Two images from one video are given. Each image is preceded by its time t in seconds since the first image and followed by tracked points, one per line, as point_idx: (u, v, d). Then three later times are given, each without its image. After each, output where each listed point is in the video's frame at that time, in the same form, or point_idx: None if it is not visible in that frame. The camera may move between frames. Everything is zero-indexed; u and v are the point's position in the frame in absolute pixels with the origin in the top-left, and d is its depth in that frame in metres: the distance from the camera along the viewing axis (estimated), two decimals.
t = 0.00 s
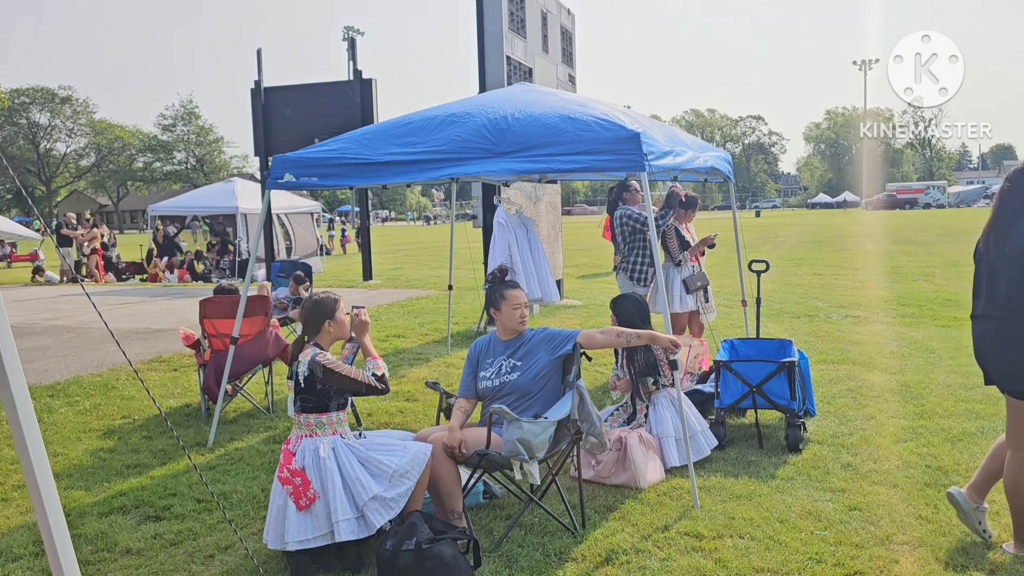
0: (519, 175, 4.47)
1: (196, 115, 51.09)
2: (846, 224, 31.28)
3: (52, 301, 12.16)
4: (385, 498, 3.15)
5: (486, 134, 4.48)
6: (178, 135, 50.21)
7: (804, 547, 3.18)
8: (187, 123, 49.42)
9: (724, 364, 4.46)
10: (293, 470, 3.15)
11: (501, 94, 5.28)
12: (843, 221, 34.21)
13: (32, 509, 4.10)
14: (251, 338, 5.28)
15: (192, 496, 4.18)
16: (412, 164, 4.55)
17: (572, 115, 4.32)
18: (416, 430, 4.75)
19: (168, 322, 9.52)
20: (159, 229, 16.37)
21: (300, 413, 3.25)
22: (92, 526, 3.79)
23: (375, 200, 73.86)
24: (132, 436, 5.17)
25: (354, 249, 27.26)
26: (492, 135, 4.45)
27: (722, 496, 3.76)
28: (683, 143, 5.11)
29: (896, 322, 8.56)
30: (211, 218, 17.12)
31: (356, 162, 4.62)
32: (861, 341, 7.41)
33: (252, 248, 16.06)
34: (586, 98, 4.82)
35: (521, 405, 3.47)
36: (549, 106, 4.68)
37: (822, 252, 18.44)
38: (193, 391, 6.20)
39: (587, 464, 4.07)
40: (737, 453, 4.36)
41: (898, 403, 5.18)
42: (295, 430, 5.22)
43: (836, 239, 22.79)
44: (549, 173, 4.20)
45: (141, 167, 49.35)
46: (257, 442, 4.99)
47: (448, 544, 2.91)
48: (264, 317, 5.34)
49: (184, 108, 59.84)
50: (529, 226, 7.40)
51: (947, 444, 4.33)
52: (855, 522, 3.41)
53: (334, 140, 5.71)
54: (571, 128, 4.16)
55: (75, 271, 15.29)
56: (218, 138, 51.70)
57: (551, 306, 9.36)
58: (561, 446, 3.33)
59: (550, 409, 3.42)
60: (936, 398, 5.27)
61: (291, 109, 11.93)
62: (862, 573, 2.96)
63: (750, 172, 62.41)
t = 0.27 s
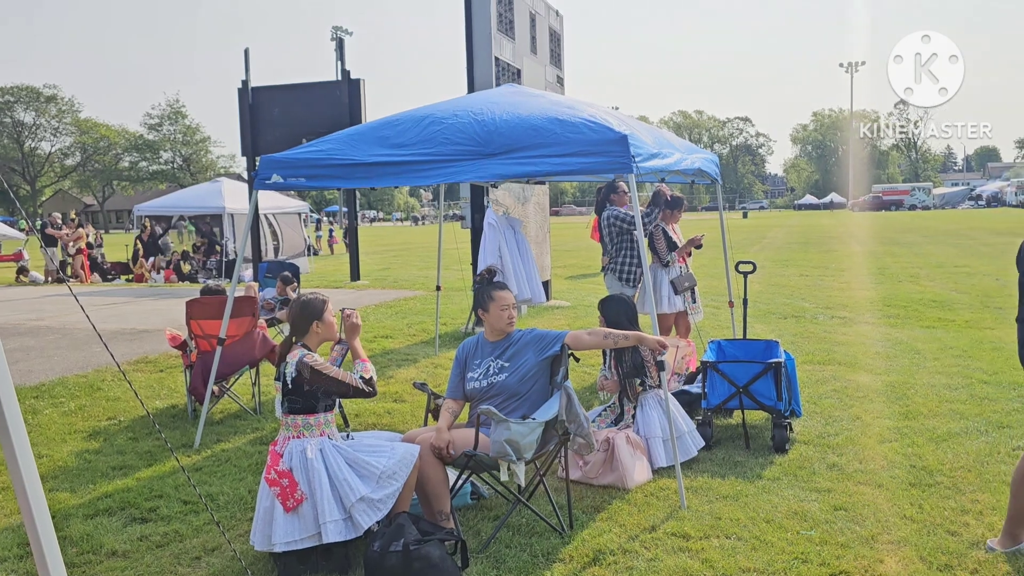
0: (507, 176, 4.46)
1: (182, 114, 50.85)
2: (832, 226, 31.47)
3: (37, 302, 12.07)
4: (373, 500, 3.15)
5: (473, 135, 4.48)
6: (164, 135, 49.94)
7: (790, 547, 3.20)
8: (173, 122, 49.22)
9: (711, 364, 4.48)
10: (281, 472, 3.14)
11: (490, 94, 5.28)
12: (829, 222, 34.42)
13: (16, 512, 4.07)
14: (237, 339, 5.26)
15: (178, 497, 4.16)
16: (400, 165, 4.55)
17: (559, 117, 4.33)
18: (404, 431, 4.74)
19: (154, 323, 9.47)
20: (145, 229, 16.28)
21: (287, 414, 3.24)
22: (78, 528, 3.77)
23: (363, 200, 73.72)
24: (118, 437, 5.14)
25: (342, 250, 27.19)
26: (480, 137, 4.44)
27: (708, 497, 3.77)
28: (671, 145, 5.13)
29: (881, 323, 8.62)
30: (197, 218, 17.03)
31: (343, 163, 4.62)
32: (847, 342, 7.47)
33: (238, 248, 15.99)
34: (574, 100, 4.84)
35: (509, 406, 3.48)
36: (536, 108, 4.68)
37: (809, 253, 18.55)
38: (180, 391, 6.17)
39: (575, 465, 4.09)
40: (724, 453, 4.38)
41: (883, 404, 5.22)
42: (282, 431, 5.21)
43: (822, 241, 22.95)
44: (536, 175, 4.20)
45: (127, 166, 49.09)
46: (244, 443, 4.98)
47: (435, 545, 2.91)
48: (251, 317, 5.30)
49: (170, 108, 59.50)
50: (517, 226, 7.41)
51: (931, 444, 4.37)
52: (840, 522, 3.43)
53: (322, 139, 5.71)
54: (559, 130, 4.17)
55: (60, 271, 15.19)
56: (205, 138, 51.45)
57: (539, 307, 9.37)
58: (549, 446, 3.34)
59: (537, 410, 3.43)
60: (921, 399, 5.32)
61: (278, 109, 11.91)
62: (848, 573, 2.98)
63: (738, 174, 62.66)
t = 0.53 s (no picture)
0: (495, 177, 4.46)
1: (169, 113, 50.56)
2: (820, 227, 31.61)
3: (22, 301, 11.98)
4: (361, 500, 3.14)
5: (462, 135, 4.47)
6: (151, 134, 49.65)
7: (777, 546, 3.21)
8: (160, 121, 48.96)
9: (699, 364, 4.50)
10: (268, 472, 3.13)
11: (479, 94, 5.27)
12: (817, 223, 34.57)
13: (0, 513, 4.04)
14: (225, 339, 5.23)
15: (164, 498, 4.14)
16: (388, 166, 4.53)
17: (548, 117, 4.33)
18: (392, 431, 4.74)
19: (140, 323, 9.42)
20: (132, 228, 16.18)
21: (275, 415, 3.23)
22: (63, 530, 3.75)
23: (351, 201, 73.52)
24: (104, 438, 5.11)
25: (330, 250, 27.10)
26: (469, 137, 4.44)
27: (696, 496, 3.78)
28: (659, 145, 5.14)
29: (868, 324, 8.68)
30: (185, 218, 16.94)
31: (331, 163, 4.61)
32: (834, 342, 7.51)
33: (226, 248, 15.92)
34: (562, 100, 4.84)
35: (497, 406, 3.48)
36: (526, 108, 4.68)
37: (797, 254, 18.63)
38: (167, 392, 6.14)
39: (563, 465, 4.09)
40: (711, 453, 4.40)
41: (870, 403, 5.25)
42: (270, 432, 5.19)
43: (810, 242, 23.04)
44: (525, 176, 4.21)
45: (114, 165, 48.79)
46: (231, 444, 4.96)
47: (423, 545, 2.91)
48: (239, 317, 5.28)
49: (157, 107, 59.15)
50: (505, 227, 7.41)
51: (917, 443, 4.40)
52: (826, 521, 3.45)
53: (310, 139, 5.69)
54: (548, 131, 4.17)
55: (45, 271, 15.07)
56: (192, 138, 51.18)
57: (528, 307, 9.37)
58: (536, 447, 3.34)
59: (525, 410, 3.43)
60: (907, 399, 5.36)
61: (266, 108, 11.87)
62: (834, 572, 3.00)
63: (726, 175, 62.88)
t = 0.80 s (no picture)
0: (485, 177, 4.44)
1: (157, 112, 50.29)
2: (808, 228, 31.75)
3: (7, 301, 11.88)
4: (349, 501, 3.13)
5: (451, 136, 4.46)
6: (138, 133, 49.36)
7: (765, 546, 3.22)
8: (148, 121, 48.69)
9: (688, 364, 4.51)
10: (256, 473, 3.11)
11: (469, 94, 5.27)
12: (805, 225, 34.69)
13: None
14: (212, 339, 5.20)
15: (151, 499, 4.11)
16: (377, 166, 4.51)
17: (537, 118, 4.33)
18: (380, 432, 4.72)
19: (127, 323, 9.35)
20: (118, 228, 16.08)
21: (263, 415, 3.21)
22: (47, 531, 3.71)
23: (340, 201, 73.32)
24: (90, 439, 5.07)
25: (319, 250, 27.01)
26: (458, 137, 4.43)
27: (684, 497, 3.79)
28: (649, 146, 5.14)
29: (856, 324, 8.72)
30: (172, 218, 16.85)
31: (320, 162, 4.59)
32: (822, 343, 7.54)
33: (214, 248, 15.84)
34: (552, 101, 4.83)
35: (485, 407, 3.47)
36: (515, 108, 4.67)
37: (785, 255, 18.69)
38: (153, 392, 6.10)
39: (552, 465, 4.09)
40: (700, 454, 4.40)
41: (858, 404, 5.28)
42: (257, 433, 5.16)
43: (798, 243, 23.13)
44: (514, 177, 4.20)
45: (101, 165, 48.48)
46: (218, 445, 4.93)
47: (411, 547, 2.90)
48: (227, 318, 5.24)
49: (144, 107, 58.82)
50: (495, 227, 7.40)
51: (905, 443, 4.43)
52: (814, 522, 3.46)
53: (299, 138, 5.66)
54: (537, 131, 4.17)
55: (31, 271, 14.96)
56: (180, 137, 50.92)
57: (517, 307, 9.37)
58: (525, 447, 3.33)
59: (514, 411, 3.42)
60: (894, 399, 5.38)
61: (255, 108, 11.82)
62: (822, 572, 3.00)
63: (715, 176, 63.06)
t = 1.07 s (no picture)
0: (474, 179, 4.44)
1: (144, 114, 50.05)
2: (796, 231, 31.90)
3: None
4: (338, 504, 3.12)
5: (440, 138, 4.45)
6: (125, 135, 49.10)
7: (754, 548, 3.23)
8: (135, 122, 48.44)
9: (676, 367, 4.52)
10: (244, 476, 3.09)
11: (458, 96, 5.26)
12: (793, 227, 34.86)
13: None
14: (199, 341, 5.17)
15: (138, 503, 4.08)
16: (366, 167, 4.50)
17: (526, 120, 4.33)
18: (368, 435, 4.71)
19: (113, 326, 9.30)
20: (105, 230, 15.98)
21: (251, 418, 3.19)
22: (32, 536, 3.68)
23: (328, 204, 73.13)
24: (75, 442, 5.03)
25: (307, 253, 26.94)
26: (447, 139, 4.43)
27: (673, 499, 3.79)
28: (637, 149, 5.15)
29: (843, 326, 8.77)
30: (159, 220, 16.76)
31: (308, 163, 4.57)
32: (809, 345, 7.57)
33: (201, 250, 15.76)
34: (541, 103, 4.84)
35: (474, 409, 3.47)
36: (505, 110, 4.68)
37: (772, 257, 18.78)
38: (140, 395, 6.06)
39: (541, 468, 4.09)
40: (689, 456, 4.41)
41: (845, 405, 5.30)
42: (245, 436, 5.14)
43: (786, 245, 23.25)
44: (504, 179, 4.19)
45: (87, 166, 48.19)
46: (206, 448, 4.90)
47: (400, 550, 2.89)
48: (214, 320, 5.21)
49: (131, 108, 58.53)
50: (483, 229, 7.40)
51: (892, 445, 4.45)
52: (802, 523, 3.47)
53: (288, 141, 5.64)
54: (526, 133, 4.17)
55: (16, 273, 14.84)
56: (167, 139, 50.68)
57: (506, 310, 9.37)
58: (514, 450, 3.32)
59: (503, 413, 3.42)
60: (881, 400, 5.41)
61: (243, 109, 11.78)
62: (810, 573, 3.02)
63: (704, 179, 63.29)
